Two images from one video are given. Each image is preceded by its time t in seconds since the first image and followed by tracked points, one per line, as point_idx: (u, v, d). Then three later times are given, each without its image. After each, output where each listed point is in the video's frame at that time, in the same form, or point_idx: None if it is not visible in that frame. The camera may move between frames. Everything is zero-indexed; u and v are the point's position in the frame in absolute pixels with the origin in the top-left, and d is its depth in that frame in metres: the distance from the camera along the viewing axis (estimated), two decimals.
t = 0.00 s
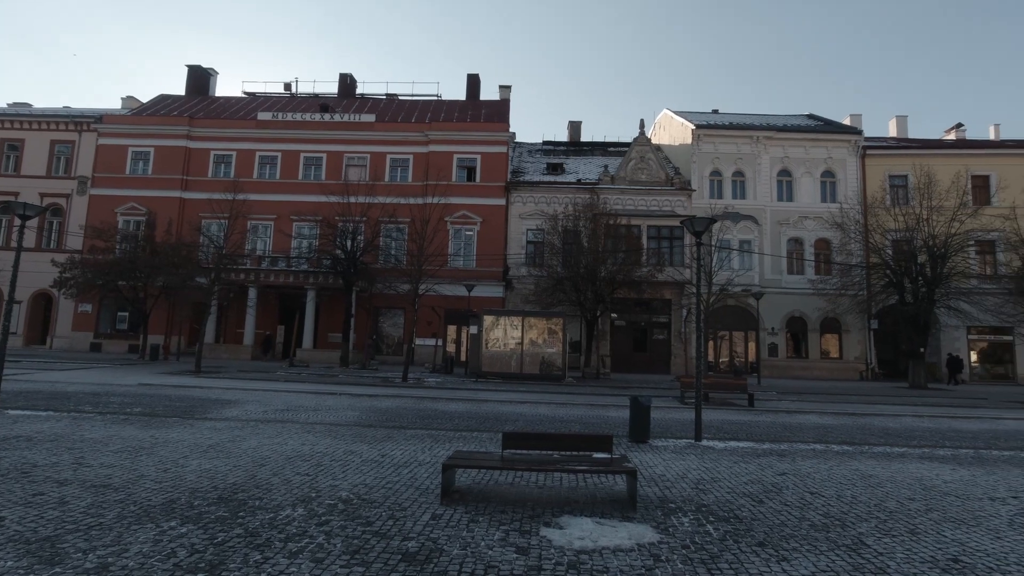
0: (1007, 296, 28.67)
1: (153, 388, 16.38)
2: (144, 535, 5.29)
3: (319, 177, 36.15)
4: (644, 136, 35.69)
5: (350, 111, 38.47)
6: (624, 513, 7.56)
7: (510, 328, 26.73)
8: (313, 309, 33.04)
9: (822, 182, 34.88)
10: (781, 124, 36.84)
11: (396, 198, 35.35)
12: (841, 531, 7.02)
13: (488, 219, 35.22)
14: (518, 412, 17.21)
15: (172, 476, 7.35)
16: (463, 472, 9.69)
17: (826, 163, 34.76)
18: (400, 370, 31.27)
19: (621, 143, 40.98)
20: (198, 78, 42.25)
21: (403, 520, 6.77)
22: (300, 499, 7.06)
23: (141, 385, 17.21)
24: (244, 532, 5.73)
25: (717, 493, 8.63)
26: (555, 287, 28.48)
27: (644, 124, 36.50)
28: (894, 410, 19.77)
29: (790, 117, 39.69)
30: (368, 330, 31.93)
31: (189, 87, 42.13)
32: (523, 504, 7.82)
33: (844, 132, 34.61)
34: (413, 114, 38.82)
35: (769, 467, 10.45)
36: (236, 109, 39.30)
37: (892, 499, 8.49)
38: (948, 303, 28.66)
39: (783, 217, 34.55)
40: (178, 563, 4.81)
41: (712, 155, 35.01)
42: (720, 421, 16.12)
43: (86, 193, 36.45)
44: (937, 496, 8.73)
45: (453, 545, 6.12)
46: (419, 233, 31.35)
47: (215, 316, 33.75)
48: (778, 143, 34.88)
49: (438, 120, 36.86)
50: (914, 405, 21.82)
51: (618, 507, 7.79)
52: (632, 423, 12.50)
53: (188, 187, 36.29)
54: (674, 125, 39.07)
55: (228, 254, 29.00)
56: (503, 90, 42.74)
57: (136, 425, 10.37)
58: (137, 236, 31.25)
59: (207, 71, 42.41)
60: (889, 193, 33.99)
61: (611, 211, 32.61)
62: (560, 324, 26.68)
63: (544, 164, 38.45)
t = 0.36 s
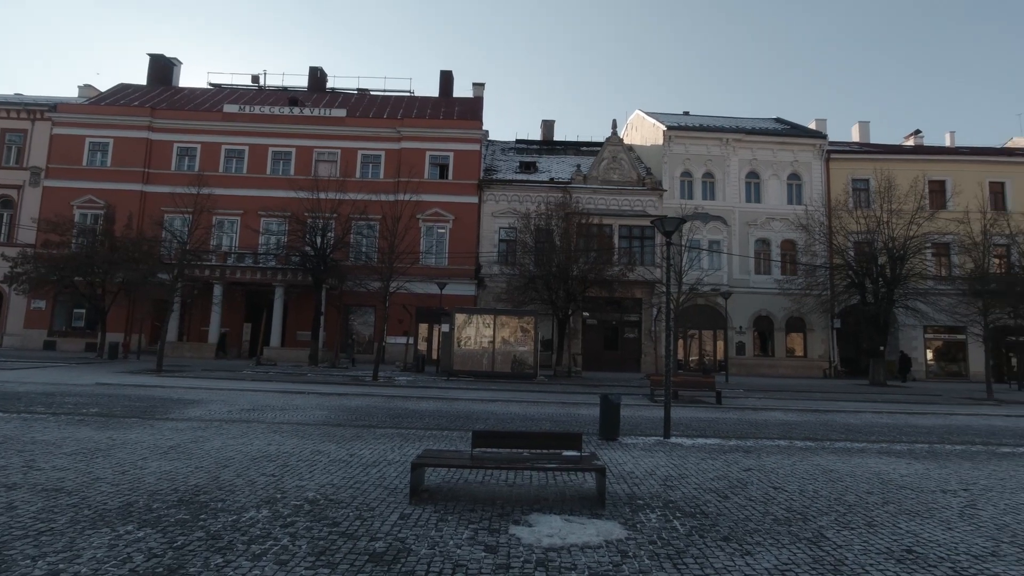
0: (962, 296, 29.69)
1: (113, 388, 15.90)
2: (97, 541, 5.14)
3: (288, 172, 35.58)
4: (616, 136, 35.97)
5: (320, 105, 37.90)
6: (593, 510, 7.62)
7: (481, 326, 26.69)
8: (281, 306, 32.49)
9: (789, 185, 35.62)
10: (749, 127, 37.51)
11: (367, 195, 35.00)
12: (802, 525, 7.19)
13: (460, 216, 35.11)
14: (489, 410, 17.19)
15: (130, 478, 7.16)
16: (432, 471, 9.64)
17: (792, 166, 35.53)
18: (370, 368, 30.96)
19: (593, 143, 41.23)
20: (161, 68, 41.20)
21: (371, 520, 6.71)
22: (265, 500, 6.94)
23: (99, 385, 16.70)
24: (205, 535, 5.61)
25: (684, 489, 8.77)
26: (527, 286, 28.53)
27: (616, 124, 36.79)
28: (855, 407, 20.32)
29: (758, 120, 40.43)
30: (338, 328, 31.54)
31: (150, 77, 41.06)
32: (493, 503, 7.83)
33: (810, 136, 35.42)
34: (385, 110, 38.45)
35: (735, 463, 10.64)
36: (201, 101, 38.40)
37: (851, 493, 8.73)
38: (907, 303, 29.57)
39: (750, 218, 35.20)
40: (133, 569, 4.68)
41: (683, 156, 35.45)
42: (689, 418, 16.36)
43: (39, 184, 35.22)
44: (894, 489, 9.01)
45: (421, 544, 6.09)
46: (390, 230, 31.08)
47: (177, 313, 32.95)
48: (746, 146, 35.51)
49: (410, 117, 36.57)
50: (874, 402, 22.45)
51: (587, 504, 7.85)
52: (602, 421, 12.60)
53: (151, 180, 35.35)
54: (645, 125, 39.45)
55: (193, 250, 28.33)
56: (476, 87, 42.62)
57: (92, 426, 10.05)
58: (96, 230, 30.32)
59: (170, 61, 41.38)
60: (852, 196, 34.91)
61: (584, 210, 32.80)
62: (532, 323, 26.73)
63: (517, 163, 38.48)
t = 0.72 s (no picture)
0: (921, 297, 30.62)
1: (71, 389, 15.44)
2: (49, 548, 5.00)
3: (257, 167, 34.97)
4: (590, 136, 36.17)
5: (290, 100, 37.31)
6: (564, 508, 7.66)
7: (454, 325, 26.61)
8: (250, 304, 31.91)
9: (758, 186, 36.28)
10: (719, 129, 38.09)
11: (338, 191, 34.58)
12: (767, 520, 7.34)
13: (434, 214, 34.93)
14: (462, 409, 17.15)
15: (88, 482, 6.97)
16: (403, 470, 9.59)
17: (761, 168, 36.18)
18: (342, 367, 30.60)
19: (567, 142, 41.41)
20: (123, 57, 40.13)
21: (339, 521, 6.64)
22: (230, 502, 6.82)
23: (57, 385, 16.19)
24: (166, 539, 5.50)
25: (654, 486, 8.87)
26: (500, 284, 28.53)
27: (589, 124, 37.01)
28: (820, 404, 20.79)
29: (729, 122, 41.07)
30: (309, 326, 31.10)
31: (111, 66, 39.98)
32: (464, 502, 7.81)
33: (778, 139, 36.13)
34: (358, 105, 38.02)
35: (704, 460, 10.80)
36: (166, 93, 37.48)
37: (815, 488, 8.94)
38: (869, 302, 30.36)
39: (721, 219, 35.77)
40: None
41: (655, 157, 35.83)
42: (659, 416, 16.55)
43: None
44: (855, 483, 9.25)
45: (390, 545, 6.05)
46: (362, 228, 30.75)
47: (139, 310, 32.10)
48: (717, 147, 36.05)
49: (383, 113, 36.23)
50: (838, 398, 23.00)
51: (558, 502, 7.88)
52: (574, 419, 12.67)
53: (113, 173, 34.41)
54: (619, 126, 39.76)
55: (157, 246, 27.64)
56: (450, 84, 42.43)
57: (47, 429, 9.75)
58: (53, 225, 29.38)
59: (133, 50, 40.34)
60: (819, 198, 35.72)
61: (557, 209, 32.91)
62: (505, 321, 26.74)
63: (491, 161, 38.42)
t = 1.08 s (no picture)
0: (885, 297, 31.46)
1: (28, 390, 14.95)
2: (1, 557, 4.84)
3: (226, 161, 34.31)
4: (565, 136, 36.30)
5: (260, 93, 36.68)
6: (537, 506, 7.68)
7: (428, 323, 26.47)
8: (218, 302, 31.28)
9: (730, 187, 36.82)
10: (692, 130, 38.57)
11: (310, 187, 34.13)
12: (735, 515, 7.46)
13: (408, 212, 34.70)
14: (435, 408, 17.07)
15: (45, 487, 6.76)
16: (375, 470, 9.51)
17: (733, 169, 36.73)
18: (314, 366, 30.22)
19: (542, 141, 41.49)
20: (85, 46, 39.01)
21: (309, 522, 6.55)
22: (195, 505, 6.68)
23: (14, 386, 15.65)
24: (127, 544, 5.36)
25: (626, 483, 8.94)
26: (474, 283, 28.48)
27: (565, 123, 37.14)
28: (789, 401, 21.19)
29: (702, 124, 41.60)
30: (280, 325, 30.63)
31: (71, 54, 38.81)
32: (436, 501, 7.77)
33: (749, 141, 36.72)
34: (331, 101, 37.55)
35: (675, 456, 10.93)
36: (131, 84, 36.52)
37: (782, 483, 9.11)
38: (836, 301, 31.06)
39: (694, 219, 36.21)
40: None
41: (630, 156, 36.12)
42: (633, 414, 16.69)
43: None
44: (820, 478, 9.46)
45: (360, 545, 5.99)
46: (334, 225, 30.37)
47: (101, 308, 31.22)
48: (690, 148, 36.49)
49: (356, 109, 35.84)
50: (805, 396, 23.49)
51: (531, 500, 7.89)
52: (548, 417, 12.70)
53: (73, 166, 33.44)
54: (594, 126, 39.96)
55: (121, 241, 26.92)
56: (426, 81, 42.17)
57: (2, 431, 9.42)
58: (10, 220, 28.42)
59: (95, 40, 39.24)
60: (788, 200, 36.42)
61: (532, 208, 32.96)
62: (479, 320, 26.69)
63: (466, 159, 38.29)
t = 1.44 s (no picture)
0: (853, 296, 32.18)
1: None
2: None
3: (195, 156, 33.64)
4: (542, 134, 36.36)
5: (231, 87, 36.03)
6: (511, 504, 7.69)
7: (404, 322, 26.29)
8: (187, 300, 30.63)
9: (704, 188, 37.27)
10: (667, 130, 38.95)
11: (283, 184, 33.65)
12: (707, 510, 7.56)
13: (384, 210, 34.43)
14: (411, 407, 16.98)
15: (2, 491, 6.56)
16: (348, 470, 9.42)
17: (707, 170, 37.20)
18: (287, 365, 29.81)
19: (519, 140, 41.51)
20: (45, 34, 37.89)
21: (279, 524, 6.46)
22: (161, 508, 6.54)
23: None
24: (88, 549, 5.23)
25: (600, 481, 9.01)
26: (450, 281, 28.38)
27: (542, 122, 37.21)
28: (761, 398, 21.55)
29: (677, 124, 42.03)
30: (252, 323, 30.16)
31: (30, 42, 37.65)
32: (410, 500, 7.73)
33: (723, 142, 37.21)
34: (305, 95, 37.05)
35: (649, 454, 11.05)
36: (96, 75, 35.58)
37: (752, 478, 9.27)
38: (806, 300, 31.65)
39: (669, 218, 36.57)
40: None
41: (606, 156, 36.34)
42: (608, 412, 16.81)
43: None
44: (789, 473, 9.64)
45: (332, 546, 5.93)
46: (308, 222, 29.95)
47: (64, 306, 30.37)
48: (665, 148, 36.86)
49: (331, 104, 35.42)
50: (777, 393, 23.92)
51: (505, 499, 7.91)
52: (524, 416, 12.72)
53: (34, 158, 32.49)
54: (570, 125, 40.10)
55: (85, 237, 26.21)
56: (402, 78, 41.86)
57: None
58: None
59: (57, 28, 38.15)
60: (760, 200, 37.02)
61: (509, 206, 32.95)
62: (455, 318, 26.60)
63: (442, 157, 38.12)
